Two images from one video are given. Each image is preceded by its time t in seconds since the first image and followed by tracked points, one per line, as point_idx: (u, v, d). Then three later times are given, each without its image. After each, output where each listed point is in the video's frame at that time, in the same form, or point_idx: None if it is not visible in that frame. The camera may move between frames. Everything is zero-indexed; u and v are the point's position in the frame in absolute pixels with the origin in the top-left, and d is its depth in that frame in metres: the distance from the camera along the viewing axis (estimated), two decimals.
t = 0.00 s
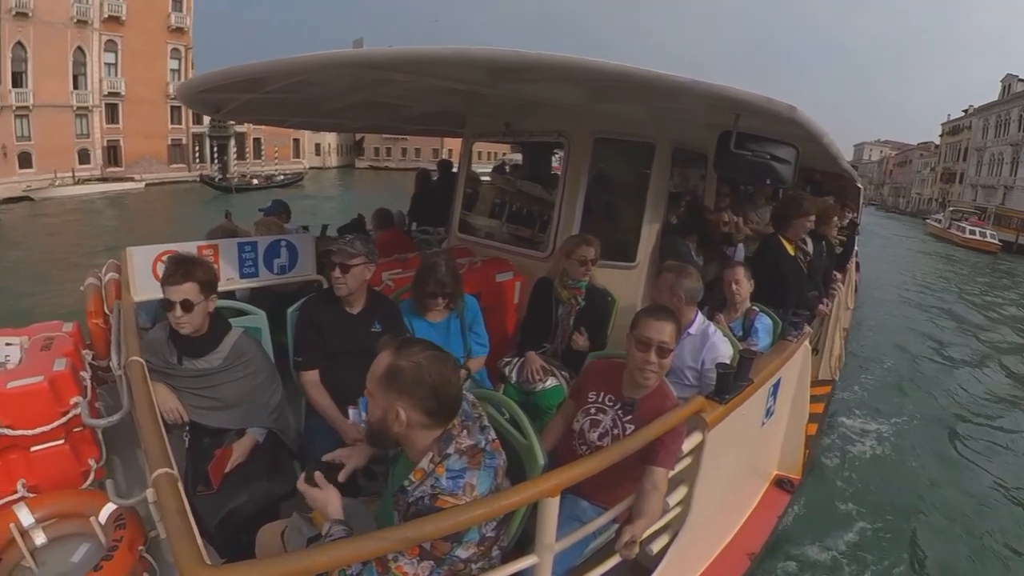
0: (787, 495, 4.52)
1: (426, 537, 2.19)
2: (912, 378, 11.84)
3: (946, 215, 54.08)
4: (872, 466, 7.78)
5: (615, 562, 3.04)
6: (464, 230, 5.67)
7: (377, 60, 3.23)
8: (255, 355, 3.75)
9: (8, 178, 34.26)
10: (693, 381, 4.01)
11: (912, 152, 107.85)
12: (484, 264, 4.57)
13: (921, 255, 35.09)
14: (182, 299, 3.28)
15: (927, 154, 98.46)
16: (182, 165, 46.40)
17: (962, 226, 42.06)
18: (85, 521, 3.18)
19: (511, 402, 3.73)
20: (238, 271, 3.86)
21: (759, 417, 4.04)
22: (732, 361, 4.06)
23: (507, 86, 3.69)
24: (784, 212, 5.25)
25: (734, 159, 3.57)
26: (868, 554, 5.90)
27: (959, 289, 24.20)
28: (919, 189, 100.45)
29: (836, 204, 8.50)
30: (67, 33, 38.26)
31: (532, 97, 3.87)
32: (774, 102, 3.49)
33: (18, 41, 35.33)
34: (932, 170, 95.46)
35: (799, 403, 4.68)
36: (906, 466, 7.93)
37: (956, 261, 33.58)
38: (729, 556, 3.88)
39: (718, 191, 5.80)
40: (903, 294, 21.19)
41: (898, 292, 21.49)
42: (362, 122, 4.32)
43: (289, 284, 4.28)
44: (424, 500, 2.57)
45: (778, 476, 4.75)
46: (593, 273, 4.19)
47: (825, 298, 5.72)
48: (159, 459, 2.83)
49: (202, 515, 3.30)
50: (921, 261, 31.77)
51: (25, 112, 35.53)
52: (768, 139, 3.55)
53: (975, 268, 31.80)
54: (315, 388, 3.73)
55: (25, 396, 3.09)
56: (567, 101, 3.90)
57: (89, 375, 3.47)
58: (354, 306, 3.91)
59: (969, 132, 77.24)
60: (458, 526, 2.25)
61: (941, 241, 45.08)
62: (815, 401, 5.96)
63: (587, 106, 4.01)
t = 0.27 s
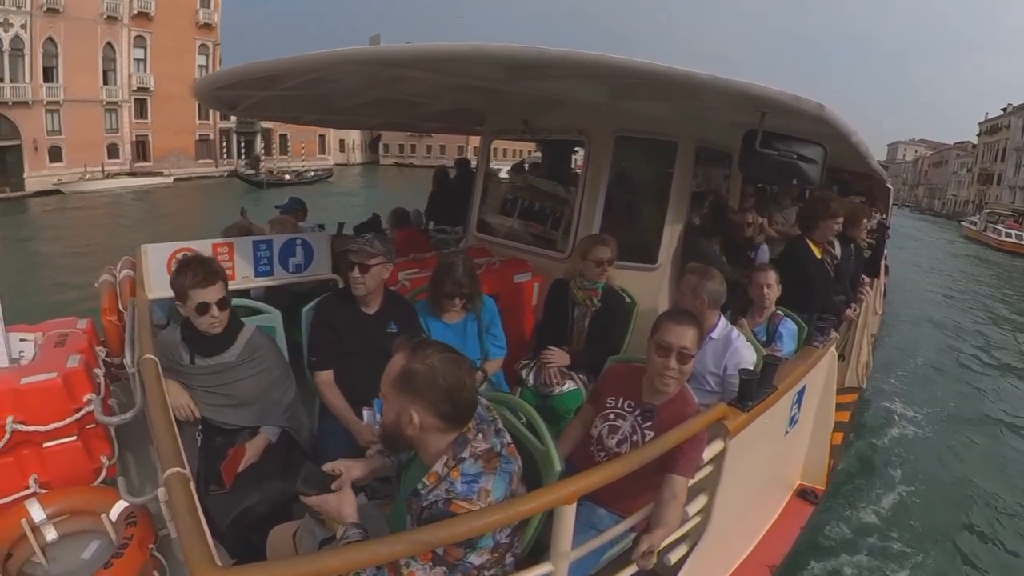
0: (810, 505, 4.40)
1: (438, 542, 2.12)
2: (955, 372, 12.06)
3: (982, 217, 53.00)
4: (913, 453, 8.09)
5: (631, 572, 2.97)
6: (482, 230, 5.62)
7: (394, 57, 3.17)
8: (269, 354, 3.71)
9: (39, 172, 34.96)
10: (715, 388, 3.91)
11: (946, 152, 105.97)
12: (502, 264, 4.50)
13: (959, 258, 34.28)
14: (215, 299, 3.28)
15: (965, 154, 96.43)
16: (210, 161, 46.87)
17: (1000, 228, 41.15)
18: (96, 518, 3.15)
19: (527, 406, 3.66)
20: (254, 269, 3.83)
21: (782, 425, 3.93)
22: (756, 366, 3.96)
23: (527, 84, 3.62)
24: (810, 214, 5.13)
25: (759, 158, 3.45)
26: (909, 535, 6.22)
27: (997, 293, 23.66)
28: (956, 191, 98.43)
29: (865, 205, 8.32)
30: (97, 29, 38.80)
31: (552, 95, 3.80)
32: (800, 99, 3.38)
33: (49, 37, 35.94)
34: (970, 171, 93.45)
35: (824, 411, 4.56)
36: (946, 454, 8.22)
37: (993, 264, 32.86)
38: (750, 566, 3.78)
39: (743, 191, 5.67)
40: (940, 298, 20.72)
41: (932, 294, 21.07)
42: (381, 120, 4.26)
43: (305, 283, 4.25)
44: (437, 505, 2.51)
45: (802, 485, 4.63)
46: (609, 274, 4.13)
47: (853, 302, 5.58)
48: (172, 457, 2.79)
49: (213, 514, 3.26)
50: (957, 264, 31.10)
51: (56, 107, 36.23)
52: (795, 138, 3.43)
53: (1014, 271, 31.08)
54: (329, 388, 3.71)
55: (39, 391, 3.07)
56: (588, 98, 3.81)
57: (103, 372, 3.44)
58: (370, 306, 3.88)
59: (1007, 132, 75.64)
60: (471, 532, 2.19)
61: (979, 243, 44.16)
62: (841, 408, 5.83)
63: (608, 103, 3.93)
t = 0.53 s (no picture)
0: (834, 519, 4.28)
1: (452, 552, 2.05)
2: (994, 373, 12.18)
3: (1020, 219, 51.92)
4: (960, 443, 8.66)
5: None
6: (500, 231, 5.55)
7: (412, 54, 3.12)
8: (279, 356, 3.69)
9: (69, 167, 35.67)
10: (737, 396, 3.81)
11: (981, 153, 104.07)
12: (520, 266, 4.44)
13: (1000, 262, 33.41)
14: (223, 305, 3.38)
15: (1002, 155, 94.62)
16: (237, 156, 47.26)
17: None
18: (107, 517, 3.12)
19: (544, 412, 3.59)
20: (268, 269, 3.85)
21: (806, 436, 3.82)
22: (780, 374, 3.84)
23: (548, 82, 3.54)
24: (838, 217, 5.01)
25: (785, 159, 3.33)
26: (950, 516, 6.81)
27: None
28: (993, 192, 96.39)
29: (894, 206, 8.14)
30: (127, 24, 39.17)
31: (574, 93, 3.72)
32: (829, 98, 3.26)
33: (80, 32, 36.41)
34: (1009, 172, 91.41)
35: (850, 422, 4.43)
36: (985, 454, 8.41)
37: None
38: None
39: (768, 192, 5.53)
40: (977, 302, 20.26)
41: (965, 297, 20.66)
42: (398, 117, 4.21)
43: (319, 283, 4.22)
44: (451, 513, 2.43)
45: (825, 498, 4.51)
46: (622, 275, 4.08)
47: (881, 308, 5.44)
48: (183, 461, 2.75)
49: (224, 518, 3.23)
50: (993, 267, 30.48)
51: (86, 102, 36.86)
52: (823, 139, 3.31)
53: None
54: (344, 391, 3.68)
55: (50, 389, 3.04)
56: (610, 97, 3.73)
57: (116, 371, 3.41)
58: (385, 308, 3.86)
59: None
60: (484, 543, 2.12)
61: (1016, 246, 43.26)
62: (867, 419, 5.69)
63: (630, 102, 3.84)
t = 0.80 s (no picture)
0: (858, 533, 4.16)
1: (465, 561, 1.99)
2: None
3: None
4: (995, 445, 8.51)
5: None
6: (518, 231, 5.48)
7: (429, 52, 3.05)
8: (292, 357, 3.69)
9: (100, 161, 36.38)
10: (761, 404, 3.70)
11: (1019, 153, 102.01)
12: (538, 267, 4.38)
13: None
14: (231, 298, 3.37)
15: None
16: (265, 151, 47.66)
17: None
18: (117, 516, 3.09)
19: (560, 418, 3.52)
20: (283, 269, 3.85)
21: (831, 447, 3.71)
22: (805, 383, 3.73)
23: (568, 80, 3.46)
24: (867, 220, 4.88)
25: (813, 159, 3.20)
26: (983, 482, 7.46)
27: None
28: None
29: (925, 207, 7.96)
30: (157, 19, 39.61)
31: (595, 91, 3.63)
32: (859, 97, 3.14)
33: (111, 28, 36.96)
34: None
35: (878, 433, 4.30)
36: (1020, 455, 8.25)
37: None
38: None
39: (795, 193, 5.40)
40: (1014, 305, 19.83)
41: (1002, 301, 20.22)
42: (416, 115, 4.15)
43: (335, 283, 4.19)
44: (464, 520, 2.37)
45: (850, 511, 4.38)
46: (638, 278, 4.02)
47: (910, 314, 5.30)
48: (193, 462, 2.71)
49: (235, 520, 3.20)
50: None
51: (117, 96, 37.52)
52: (853, 138, 3.17)
53: None
54: (358, 393, 3.67)
55: (63, 386, 3.01)
56: (631, 95, 3.64)
57: (130, 369, 3.40)
58: (401, 310, 3.83)
59: None
60: (498, 552, 2.05)
61: None
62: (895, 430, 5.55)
63: (652, 101, 3.75)
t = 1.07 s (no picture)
0: (885, 546, 4.03)
1: (477, 566, 1.93)
2: None
3: None
4: None
5: None
6: (539, 230, 5.42)
7: (448, 48, 3.00)
8: (307, 356, 3.65)
9: (130, 155, 37.01)
10: (787, 411, 3.58)
11: None
12: (559, 267, 4.30)
13: None
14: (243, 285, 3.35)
15: None
16: (294, 147, 47.77)
17: None
18: (129, 513, 3.06)
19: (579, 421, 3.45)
20: (299, 267, 3.87)
21: (858, 457, 3.60)
22: (831, 390, 3.61)
23: (591, 76, 3.39)
24: (899, 220, 4.75)
25: (842, 160, 3.09)
26: None
27: None
28: None
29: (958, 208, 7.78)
30: (188, 15, 40.06)
31: (618, 88, 3.55)
32: (891, 95, 3.04)
33: (142, 23, 37.53)
34: None
35: (908, 441, 4.18)
36: None
37: None
38: None
39: (824, 194, 5.27)
40: None
41: None
42: (436, 113, 4.10)
43: (351, 282, 4.16)
44: (479, 524, 2.30)
45: (878, 522, 4.25)
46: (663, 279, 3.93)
47: (942, 319, 5.15)
48: (207, 459, 2.68)
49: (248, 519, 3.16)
50: None
51: (147, 91, 38.14)
52: (884, 138, 3.07)
53: None
54: (373, 393, 3.64)
55: (77, 381, 2.98)
56: (654, 91, 3.55)
57: (143, 366, 3.37)
58: (418, 309, 3.78)
59: None
60: (512, 556, 1.98)
61: None
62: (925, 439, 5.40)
63: (675, 97, 3.66)
